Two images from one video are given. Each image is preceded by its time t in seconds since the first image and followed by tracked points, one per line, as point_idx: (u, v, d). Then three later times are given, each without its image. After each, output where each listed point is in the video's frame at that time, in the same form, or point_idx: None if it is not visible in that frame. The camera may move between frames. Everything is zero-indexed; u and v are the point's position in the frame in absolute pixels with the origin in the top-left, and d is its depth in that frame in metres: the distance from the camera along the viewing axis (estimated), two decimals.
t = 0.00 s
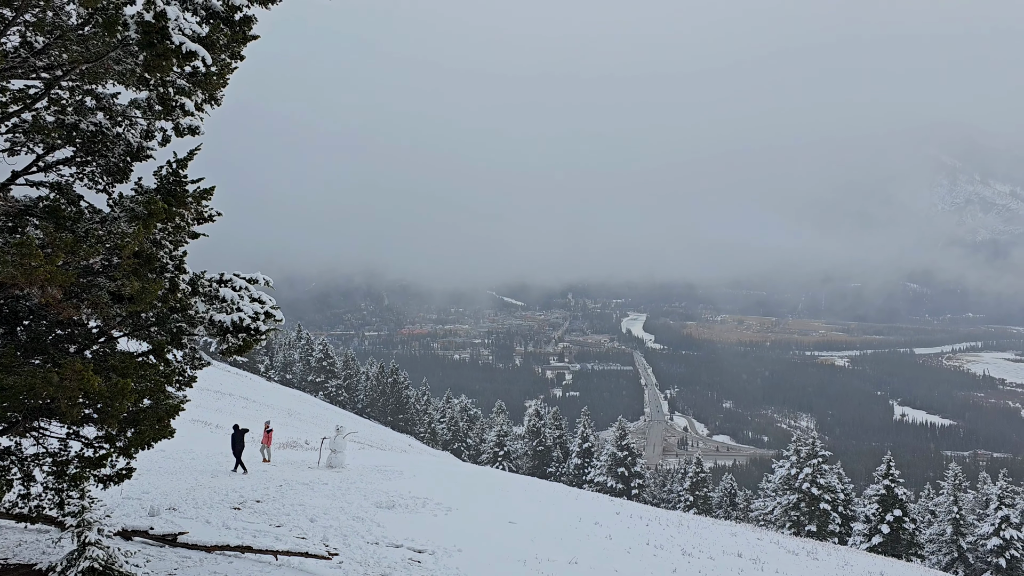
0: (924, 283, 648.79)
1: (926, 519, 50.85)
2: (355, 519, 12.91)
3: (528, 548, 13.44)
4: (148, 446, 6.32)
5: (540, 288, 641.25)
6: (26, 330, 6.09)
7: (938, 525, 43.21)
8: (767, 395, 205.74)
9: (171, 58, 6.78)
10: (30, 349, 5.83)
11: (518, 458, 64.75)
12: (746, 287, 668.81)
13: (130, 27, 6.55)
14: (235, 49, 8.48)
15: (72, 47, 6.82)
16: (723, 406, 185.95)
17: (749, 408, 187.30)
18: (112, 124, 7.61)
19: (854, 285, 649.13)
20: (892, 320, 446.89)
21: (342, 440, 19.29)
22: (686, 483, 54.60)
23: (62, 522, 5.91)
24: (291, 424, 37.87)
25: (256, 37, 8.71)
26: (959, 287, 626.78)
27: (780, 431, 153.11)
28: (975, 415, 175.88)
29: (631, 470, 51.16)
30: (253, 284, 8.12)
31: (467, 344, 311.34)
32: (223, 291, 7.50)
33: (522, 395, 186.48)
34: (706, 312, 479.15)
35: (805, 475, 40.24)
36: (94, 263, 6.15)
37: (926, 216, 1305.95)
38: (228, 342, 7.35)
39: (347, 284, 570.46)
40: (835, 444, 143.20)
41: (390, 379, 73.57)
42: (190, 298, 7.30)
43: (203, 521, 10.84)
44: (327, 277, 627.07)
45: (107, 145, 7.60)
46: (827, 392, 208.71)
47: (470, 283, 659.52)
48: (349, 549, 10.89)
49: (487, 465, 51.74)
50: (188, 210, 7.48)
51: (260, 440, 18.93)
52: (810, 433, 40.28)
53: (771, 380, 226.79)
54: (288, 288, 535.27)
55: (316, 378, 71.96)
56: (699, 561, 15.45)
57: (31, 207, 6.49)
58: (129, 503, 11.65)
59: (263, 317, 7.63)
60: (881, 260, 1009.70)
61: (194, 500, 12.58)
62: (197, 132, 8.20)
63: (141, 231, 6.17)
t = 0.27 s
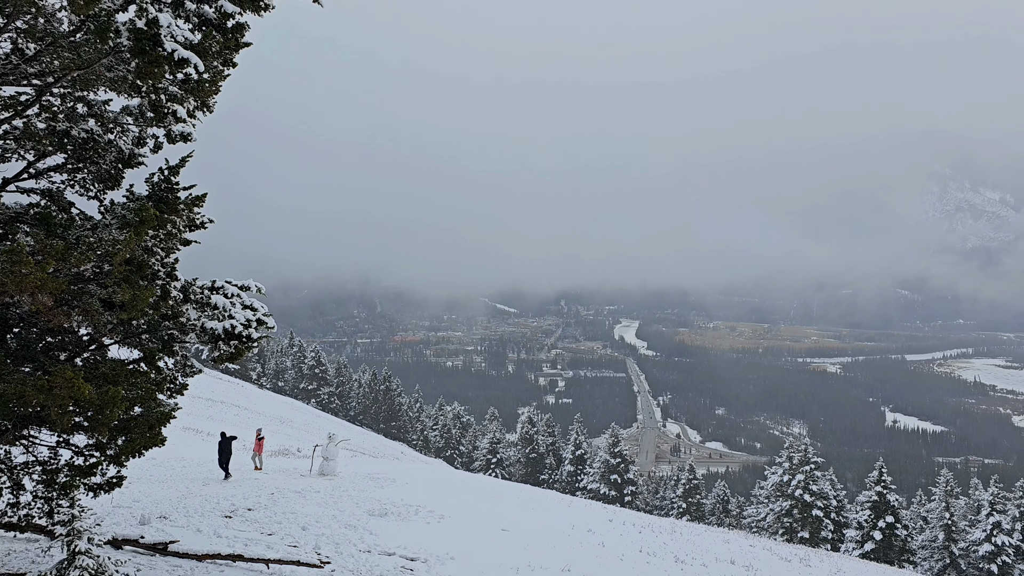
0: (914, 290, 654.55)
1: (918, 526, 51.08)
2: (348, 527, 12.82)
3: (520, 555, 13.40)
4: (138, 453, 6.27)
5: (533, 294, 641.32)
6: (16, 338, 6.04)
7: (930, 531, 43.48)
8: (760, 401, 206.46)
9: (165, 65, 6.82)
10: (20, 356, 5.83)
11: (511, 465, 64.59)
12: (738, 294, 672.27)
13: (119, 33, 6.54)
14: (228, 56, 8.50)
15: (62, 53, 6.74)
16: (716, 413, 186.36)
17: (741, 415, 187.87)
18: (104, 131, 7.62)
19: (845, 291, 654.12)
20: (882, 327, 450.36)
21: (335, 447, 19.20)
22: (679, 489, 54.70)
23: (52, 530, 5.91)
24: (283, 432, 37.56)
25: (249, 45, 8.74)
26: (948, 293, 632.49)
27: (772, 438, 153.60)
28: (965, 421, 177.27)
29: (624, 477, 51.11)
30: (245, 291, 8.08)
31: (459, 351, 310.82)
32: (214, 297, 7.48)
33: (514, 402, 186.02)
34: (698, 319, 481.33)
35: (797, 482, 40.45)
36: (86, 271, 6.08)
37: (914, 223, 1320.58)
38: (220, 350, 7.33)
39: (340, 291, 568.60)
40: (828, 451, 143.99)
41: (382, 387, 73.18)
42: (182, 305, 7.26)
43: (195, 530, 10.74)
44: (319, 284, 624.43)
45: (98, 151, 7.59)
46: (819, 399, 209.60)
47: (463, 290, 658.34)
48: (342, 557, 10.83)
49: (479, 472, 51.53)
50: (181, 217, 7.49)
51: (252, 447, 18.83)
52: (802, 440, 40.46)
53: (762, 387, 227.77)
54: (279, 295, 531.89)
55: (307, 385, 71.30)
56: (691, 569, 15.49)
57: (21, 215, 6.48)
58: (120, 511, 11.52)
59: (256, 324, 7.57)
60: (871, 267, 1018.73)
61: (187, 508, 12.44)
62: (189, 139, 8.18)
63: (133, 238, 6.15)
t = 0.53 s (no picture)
0: (902, 295, 660.97)
1: (909, 531, 51.37)
2: (339, 535, 12.72)
3: (511, 563, 13.30)
4: (128, 461, 6.23)
5: (525, 300, 641.00)
6: (4, 342, 5.99)
7: (921, 537, 43.74)
8: (751, 407, 207.40)
9: (154, 72, 6.78)
10: (10, 363, 5.82)
11: (502, 472, 64.45)
12: (729, 299, 675.83)
13: (110, 39, 6.55)
14: (219, 62, 8.45)
15: (52, 59, 6.73)
16: (707, 419, 186.79)
17: (733, 421, 188.38)
18: (94, 137, 7.60)
19: (834, 297, 659.19)
20: (871, 333, 454.39)
21: (326, 453, 19.09)
22: (671, 496, 54.70)
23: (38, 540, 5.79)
24: (273, 439, 37.31)
25: (240, 50, 8.75)
26: (937, 299, 639.13)
27: (763, 443, 154.21)
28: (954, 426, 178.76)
29: (616, 483, 51.09)
30: (236, 298, 8.04)
31: (451, 357, 309.86)
32: (205, 305, 7.44)
33: (506, 408, 185.49)
34: (690, 325, 483.42)
35: (789, 488, 40.63)
36: (75, 276, 6.07)
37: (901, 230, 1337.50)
38: (211, 356, 7.30)
39: (331, 297, 565.59)
40: (819, 456, 144.67)
41: (374, 394, 72.84)
42: (172, 312, 7.23)
43: (184, 537, 10.60)
44: (311, 290, 620.82)
45: (88, 158, 7.58)
46: (810, 404, 210.63)
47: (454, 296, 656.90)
48: (332, 565, 10.71)
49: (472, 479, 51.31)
50: (171, 224, 7.45)
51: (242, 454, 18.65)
52: (794, 446, 40.71)
53: (754, 393, 228.75)
54: (270, 301, 528.19)
55: (298, 392, 70.72)
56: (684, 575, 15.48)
57: (10, 220, 6.46)
58: (108, 520, 11.35)
59: (246, 330, 7.56)
60: (860, 273, 1029.34)
61: (175, 516, 12.29)
62: (180, 144, 8.15)
63: (123, 245, 6.14)
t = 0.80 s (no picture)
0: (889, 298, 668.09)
1: (897, 535, 51.79)
2: (328, 541, 12.63)
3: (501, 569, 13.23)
4: (115, 468, 6.22)
5: (515, 305, 640.81)
6: None
7: (909, 541, 44.13)
8: (740, 411, 208.68)
9: (142, 77, 6.74)
10: None
11: (493, 477, 64.29)
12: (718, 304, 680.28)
13: (99, 42, 6.49)
14: (207, 66, 8.44)
15: (39, 62, 6.69)
16: (697, 423, 187.66)
17: (722, 425, 189.41)
18: (81, 141, 7.54)
19: (822, 301, 665.39)
20: (858, 336, 459.33)
21: (315, 459, 18.92)
22: (661, 500, 54.81)
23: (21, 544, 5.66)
24: (263, 445, 37.05)
25: (228, 55, 8.74)
26: (923, 302, 647.01)
27: (753, 447, 155.20)
28: (942, 429, 180.69)
29: (606, 488, 51.11)
30: (224, 303, 7.99)
31: (441, 362, 309.16)
32: (194, 309, 7.37)
33: (496, 413, 185.20)
34: (680, 329, 486.14)
35: (778, 492, 40.91)
36: (64, 282, 6.05)
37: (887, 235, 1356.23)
38: (199, 361, 7.24)
39: (321, 302, 562.69)
40: (809, 460, 145.86)
41: (364, 399, 72.44)
42: (161, 317, 7.20)
43: (172, 544, 10.52)
44: (300, 295, 617.19)
45: (76, 163, 7.54)
46: (799, 409, 212.19)
47: (444, 301, 655.13)
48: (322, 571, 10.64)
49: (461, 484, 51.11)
50: (160, 228, 7.43)
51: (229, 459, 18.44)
52: (784, 450, 41.02)
53: (743, 398, 230.24)
54: (258, 305, 524.52)
55: (288, 398, 70.10)
56: None
57: None
58: (95, 525, 11.19)
59: (235, 336, 7.50)
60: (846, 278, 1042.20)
61: (163, 523, 12.14)
62: (168, 149, 8.14)
63: (112, 249, 6.13)
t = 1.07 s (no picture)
0: (876, 301, 675.58)
1: (885, 537, 52.26)
2: (316, 546, 12.56)
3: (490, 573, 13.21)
4: (101, 474, 6.18)
5: (505, 309, 640.40)
6: None
7: (896, 543, 44.67)
8: (729, 414, 210.12)
9: (129, 79, 6.67)
10: None
11: (482, 481, 64.13)
12: (707, 307, 684.66)
13: (85, 46, 6.45)
14: (195, 70, 8.41)
15: (25, 65, 6.62)
16: (686, 426, 188.81)
17: (711, 428, 190.76)
18: (68, 144, 7.49)
19: (809, 304, 671.90)
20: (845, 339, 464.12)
21: (304, 463, 18.81)
22: (651, 503, 55.02)
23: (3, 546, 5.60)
24: (252, 449, 36.74)
25: (217, 58, 8.72)
26: (908, 305, 656.56)
27: (741, 450, 156.49)
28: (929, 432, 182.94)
29: (595, 491, 51.20)
30: (213, 306, 7.94)
31: (431, 366, 308.49)
32: (182, 314, 7.30)
33: (486, 417, 185.08)
34: (668, 333, 489.30)
35: (767, 494, 41.31)
36: (47, 284, 5.96)
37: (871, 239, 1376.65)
38: (187, 366, 7.16)
39: (310, 305, 559.73)
40: (797, 463, 147.49)
41: (353, 403, 71.91)
42: (147, 321, 7.15)
43: (158, 550, 10.38)
44: (289, 298, 613.40)
45: (63, 165, 7.48)
46: (787, 412, 214.28)
47: (434, 305, 653.24)
48: None
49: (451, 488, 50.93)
50: (146, 231, 7.37)
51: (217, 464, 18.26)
52: (772, 454, 41.34)
53: (732, 401, 232.19)
54: (247, 309, 520.73)
55: (276, 402, 69.55)
56: None
57: None
58: (80, 532, 11.03)
59: (223, 340, 7.40)
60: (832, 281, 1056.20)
61: (149, 529, 12.01)
62: (156, 153, 8.09)
63: (98, 253, 6.05)
